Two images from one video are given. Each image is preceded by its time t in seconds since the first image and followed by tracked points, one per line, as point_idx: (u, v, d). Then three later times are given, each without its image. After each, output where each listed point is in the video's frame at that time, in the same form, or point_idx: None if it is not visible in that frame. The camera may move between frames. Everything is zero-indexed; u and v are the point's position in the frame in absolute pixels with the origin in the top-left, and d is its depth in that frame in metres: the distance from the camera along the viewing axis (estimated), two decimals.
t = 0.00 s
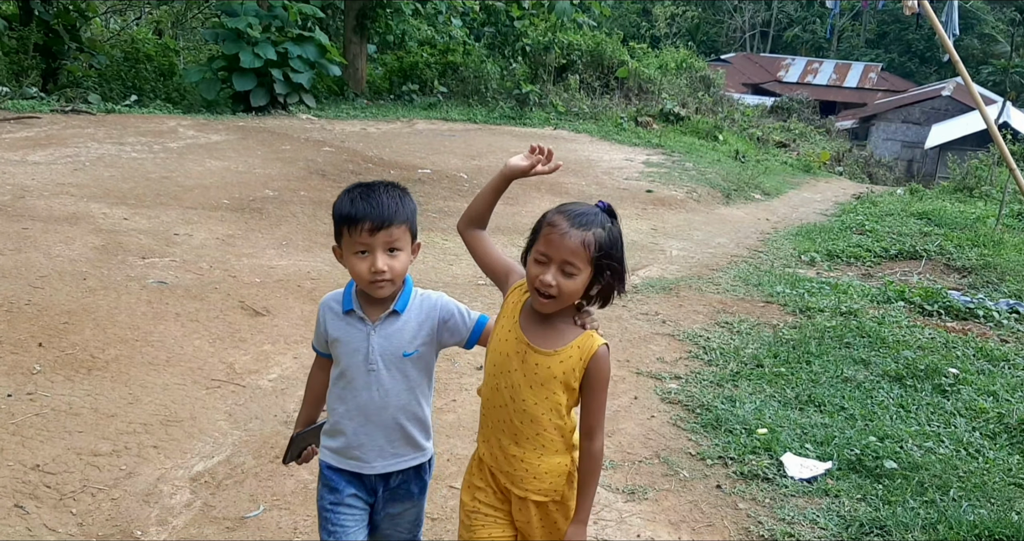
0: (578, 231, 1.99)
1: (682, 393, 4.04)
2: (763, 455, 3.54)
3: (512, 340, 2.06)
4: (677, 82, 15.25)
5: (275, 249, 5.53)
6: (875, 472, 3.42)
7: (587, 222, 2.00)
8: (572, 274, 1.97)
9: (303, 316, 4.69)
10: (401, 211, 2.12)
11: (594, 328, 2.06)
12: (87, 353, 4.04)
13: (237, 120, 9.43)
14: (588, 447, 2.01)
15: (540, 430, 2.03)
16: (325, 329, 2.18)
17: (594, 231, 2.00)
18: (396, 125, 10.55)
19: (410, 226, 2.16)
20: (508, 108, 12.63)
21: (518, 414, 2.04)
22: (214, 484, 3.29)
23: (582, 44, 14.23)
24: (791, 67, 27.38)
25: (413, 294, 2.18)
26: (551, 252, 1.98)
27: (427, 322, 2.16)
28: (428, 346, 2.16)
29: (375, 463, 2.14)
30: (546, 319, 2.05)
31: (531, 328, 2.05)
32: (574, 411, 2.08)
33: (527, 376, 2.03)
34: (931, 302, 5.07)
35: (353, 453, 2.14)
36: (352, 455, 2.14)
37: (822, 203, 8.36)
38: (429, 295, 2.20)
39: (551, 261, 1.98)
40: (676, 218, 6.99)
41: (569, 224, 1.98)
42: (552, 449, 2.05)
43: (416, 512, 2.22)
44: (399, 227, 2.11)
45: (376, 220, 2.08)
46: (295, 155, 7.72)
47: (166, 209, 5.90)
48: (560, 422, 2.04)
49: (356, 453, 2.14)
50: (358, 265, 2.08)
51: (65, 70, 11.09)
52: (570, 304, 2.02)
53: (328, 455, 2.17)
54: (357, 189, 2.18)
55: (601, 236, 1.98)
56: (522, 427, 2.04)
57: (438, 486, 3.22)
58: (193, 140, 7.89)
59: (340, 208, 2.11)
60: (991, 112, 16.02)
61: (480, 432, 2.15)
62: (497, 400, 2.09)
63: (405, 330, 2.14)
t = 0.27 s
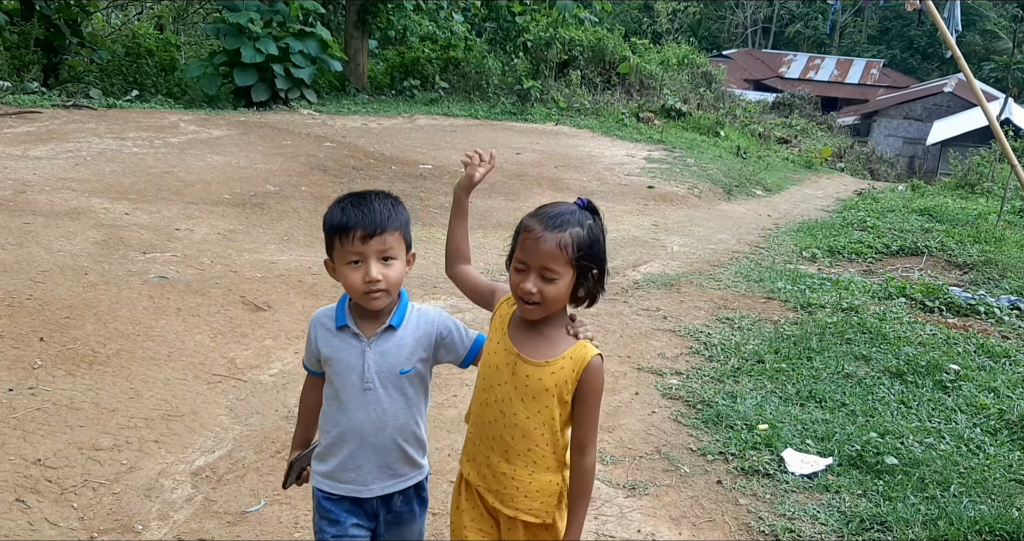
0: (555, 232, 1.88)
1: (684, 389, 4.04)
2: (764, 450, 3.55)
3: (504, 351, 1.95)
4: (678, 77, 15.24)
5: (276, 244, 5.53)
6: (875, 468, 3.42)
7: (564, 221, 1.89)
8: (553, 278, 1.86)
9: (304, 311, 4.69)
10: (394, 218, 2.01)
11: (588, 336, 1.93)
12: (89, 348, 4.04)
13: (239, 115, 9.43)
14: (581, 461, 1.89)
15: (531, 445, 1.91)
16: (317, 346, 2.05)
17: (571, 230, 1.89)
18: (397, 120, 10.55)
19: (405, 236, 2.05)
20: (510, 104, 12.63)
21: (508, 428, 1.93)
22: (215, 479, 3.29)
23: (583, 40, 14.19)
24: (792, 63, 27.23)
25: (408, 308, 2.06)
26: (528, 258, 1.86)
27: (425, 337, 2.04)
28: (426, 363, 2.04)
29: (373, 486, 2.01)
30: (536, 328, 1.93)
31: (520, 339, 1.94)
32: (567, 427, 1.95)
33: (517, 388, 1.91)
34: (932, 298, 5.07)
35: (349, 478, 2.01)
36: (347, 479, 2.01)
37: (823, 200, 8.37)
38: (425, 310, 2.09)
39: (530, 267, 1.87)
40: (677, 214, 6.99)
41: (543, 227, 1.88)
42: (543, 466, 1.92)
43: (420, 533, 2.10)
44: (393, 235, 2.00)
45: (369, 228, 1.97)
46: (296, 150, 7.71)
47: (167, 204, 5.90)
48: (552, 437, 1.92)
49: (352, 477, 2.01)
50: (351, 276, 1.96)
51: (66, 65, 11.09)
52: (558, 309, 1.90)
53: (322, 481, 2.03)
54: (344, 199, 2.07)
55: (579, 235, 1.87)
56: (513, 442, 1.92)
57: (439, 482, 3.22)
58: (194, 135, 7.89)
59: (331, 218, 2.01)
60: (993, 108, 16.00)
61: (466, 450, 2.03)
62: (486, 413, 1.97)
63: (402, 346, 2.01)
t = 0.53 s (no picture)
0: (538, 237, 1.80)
1: (687, 385, 4.02)
2: (768, 447, 3.54)
3: (502, 361, 1.91)
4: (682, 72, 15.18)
5: (277, 239, 5.50)
6: (879, 465, 3.41)
7: (547, 224, 1.80)
8: (542, 287, 1.79)
9: (305, 306, 4.67)
10: (381, 214, 1.92)
11: (589, 336, 1.88)
12: (89, 343, 4.03)
13: (240, 109, 9.39)
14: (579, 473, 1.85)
15: (529, 457, 1.88)
16: (310, 350, 1.98)
17: (556, 232, 1.80)
18: (399, 114, 10.52)
19: (397, 230, 1.97)
20: (513, 98, 12.59)
21: (507, 440, 1.90)
22: (216, 475, 3.29)
23: (587, 34, 14.12)
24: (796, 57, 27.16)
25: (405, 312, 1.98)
26: (514, 268, 1.80)
27: (420, 344, 1.96)
28: (422, 371, 1.97)
29: (361, 500, 1.96)
30: (533, 334, 1.89)
31: (517, 347, 1.89)
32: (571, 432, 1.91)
33: (516, 399, 1.87)
34: (937, 294, 5.04)
35: (337, 491, 1.96)
36: (336, 491, 1.96)
37: (828, 195, 8.33)
38: (424, 315, 2.01)
39: (517, 279, 1.80)
40: (680, 210, 6.96)
41: (525, 234, 1.79)
42: (541, 477, 1.90)
43: None
44: (380, 232, 1.91)
45: (355, 225, 1.89)
46: (298, 145, 7.69)
47: (168, 198, 5.87)
48: (551, 449, 1.88)
49: (342, 487, 1.96)
50: (339, 276, 1.89)
51: (68, 59, 11.06)
52: (551, 315, 1.85)
53: (311, 492, 1.99)
54: (332, 196, 1.99)
55: (565, 237, 1.79)
56: (513, 452, 1.89)
57: (441, 477, 3.21)
58: (196, 129, 7.86)
59: (318, 217, 1.94)
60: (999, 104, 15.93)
61: (465, 463, 2.00)
62: (485, 424, 1.94)
63: (397, 353, 1.93)
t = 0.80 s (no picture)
0: (531, 255, 1.73)
1: (688, 381, 4.03)
2: (769, 444, 3.54)
3: (502, 377, 1.87)
4: (684, 68, 15.17)
5: (278, 235, 5.50)
6: (880, 462, 3.41)
7: (541, 241, 1.73)
8: (537, 307, 1.74)
9: (306, 302, 4.67)
10: (374, 221, 1.86)
11: (589, 346, 1.85)
12: (90, 338, 4.03)
13: (241, 104, 9.39)
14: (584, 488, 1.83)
15: (533, 473, 1.85)
16: (301, 360, 1.93)
17: (549, 249, 1.73)
18: (400, 111, 10.50)
19: (392, 235, 1.90)
20: (514, 94, 12.59)
21: (509, 457, 1.86)
22: (217, 470, 3.30)
23: (588, 31, 14.12)
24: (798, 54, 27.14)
25: (402, 321, 1.93)
26: (507, 288, 1.74)
27: (418, 354, 1.92)
28: (420, 380, 1.93)
29: (357, 514, 1.91)
30: (533, 349, 1.84)
31: (517, 363, 1.85)
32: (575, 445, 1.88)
33: (518, 416, 1.84)
34: (939, 291, 5.03)
35: (333, 504, 1.91)
36: (332, 505, 1.91)
37: (829, 192, 8.33)
38: (422, 323, 1.96)
39: (511, 299, 1.75)
40: (682, 206, 6.96)
41: (517, 254, 1.73)
42: (545, 494, 1.86)
43: None
44: (371, 238, 1.85)
45: (346, 229, 1.84)
46: (299, 140, 7.68)
47: (169, 194, 5.87)
48: (554, 464, 1.85)
49: (336, 500, 1.91)
50: (327, 281, 1.84)
51: (69, 54, 11.05)
52: (548, 333, 1.80)
53: (306, 506, 1.95)
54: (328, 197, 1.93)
55: (559, 256, 1.72)
56: (518, 469, 1.85)
57: (442, 473, 3.21)
58: (197, 124, 7.86)
59: (311, 219, 1.89)
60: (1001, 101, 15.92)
61: (464, 480, 1.96)
62: (485, 442, 1.90)
63: (394, 363, 1.89)
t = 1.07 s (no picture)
0: (534, 271, 1.69)
1: (690, 378, 4.03)
2: (772, 441, 3.55)
3: (508, 396, 1.84)
4: (687, 65, 15.16)
5: (281, 231, 5.49)
6: (883, 459, 3.41)
7: (543, 256, 1.68)
8: (541, 325, 1.70)
9: (309, 298, 4.67)
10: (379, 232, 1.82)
11: (600, 364, 1.81)
12: (94, 334, 4.03)
13: (244, 101, 9.38)
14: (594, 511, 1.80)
15: (540, 495, 1.83)
16: (303, 371, 1.89)
17: (552, 265, 1.69)
18: (403, 107, 10.49)
19: (397, 245, 1.86)
20: (517, 91, 12.58)
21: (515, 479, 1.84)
22: (219, 466, 3.30)
23: (591, 27, 14.10)
24: (802, 50, 27.14)
25: (411, 336, 1.90)
26: (510, 305, 1.70)
27: (425, 370, 1.88)
28: (426, 398, 1.90)
29: (353, 532, 1.87)
30: (540, 365, 1.80)
31: (523, 381, 1.82)
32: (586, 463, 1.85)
33: (524, 437, 1.81)
34: (942, 288, 5.03)
35: (330, 520, 1.88)
36: (330, 521, 1.88)
37: (832, 189, 8.33)
38: (430, 338, 1.93)
39: (514, 317, 1.71)
40: (685, 203, 6.96)
41: (519, 271, 1.69)
42: (553, 515, 1.83)
43: None
44: (376, 249, 1.81)
45: (348, 239, 1.80)
46: (301, 137, 7.68)
47: (172, 190, 5.87)
48: (563, 485, 1.82)
49: (334, 517, 1.88)
50: (331, 294, 1.81)
51: (72, 50, 11.05)
52: (555, 349, 1.76)
53: (304, 520, 1.92)
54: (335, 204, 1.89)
55: (562, 272, 1.68)
56: (524, 491, 1.83)
57: (444, 469, 3.22)
58: (200, 121, 7.86)
59: (313, 229, 1.85)
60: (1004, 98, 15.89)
61: (472, 500, 1.93)
62: (491, 462, 1.88)
63: (399, 379, 1.86)
